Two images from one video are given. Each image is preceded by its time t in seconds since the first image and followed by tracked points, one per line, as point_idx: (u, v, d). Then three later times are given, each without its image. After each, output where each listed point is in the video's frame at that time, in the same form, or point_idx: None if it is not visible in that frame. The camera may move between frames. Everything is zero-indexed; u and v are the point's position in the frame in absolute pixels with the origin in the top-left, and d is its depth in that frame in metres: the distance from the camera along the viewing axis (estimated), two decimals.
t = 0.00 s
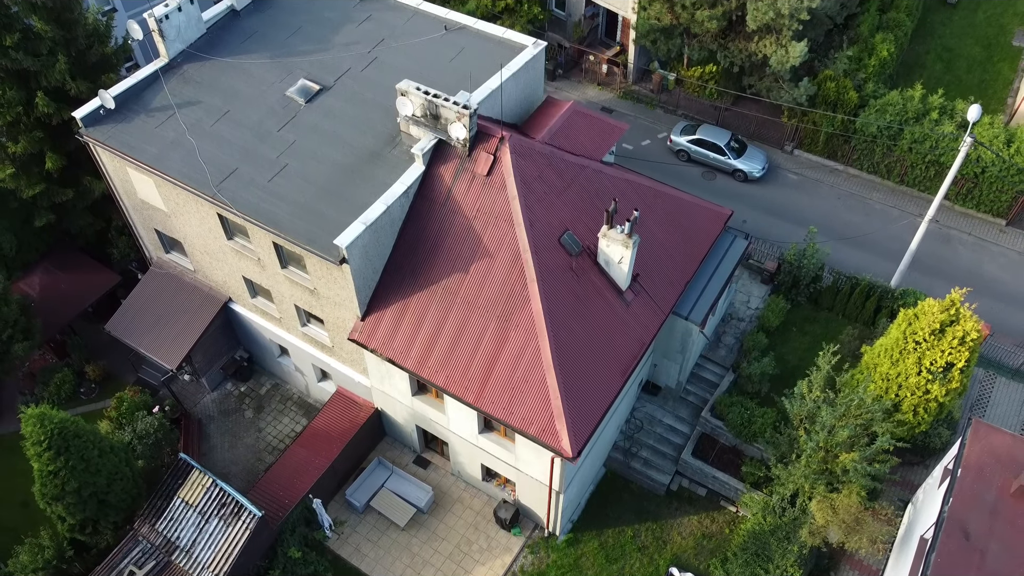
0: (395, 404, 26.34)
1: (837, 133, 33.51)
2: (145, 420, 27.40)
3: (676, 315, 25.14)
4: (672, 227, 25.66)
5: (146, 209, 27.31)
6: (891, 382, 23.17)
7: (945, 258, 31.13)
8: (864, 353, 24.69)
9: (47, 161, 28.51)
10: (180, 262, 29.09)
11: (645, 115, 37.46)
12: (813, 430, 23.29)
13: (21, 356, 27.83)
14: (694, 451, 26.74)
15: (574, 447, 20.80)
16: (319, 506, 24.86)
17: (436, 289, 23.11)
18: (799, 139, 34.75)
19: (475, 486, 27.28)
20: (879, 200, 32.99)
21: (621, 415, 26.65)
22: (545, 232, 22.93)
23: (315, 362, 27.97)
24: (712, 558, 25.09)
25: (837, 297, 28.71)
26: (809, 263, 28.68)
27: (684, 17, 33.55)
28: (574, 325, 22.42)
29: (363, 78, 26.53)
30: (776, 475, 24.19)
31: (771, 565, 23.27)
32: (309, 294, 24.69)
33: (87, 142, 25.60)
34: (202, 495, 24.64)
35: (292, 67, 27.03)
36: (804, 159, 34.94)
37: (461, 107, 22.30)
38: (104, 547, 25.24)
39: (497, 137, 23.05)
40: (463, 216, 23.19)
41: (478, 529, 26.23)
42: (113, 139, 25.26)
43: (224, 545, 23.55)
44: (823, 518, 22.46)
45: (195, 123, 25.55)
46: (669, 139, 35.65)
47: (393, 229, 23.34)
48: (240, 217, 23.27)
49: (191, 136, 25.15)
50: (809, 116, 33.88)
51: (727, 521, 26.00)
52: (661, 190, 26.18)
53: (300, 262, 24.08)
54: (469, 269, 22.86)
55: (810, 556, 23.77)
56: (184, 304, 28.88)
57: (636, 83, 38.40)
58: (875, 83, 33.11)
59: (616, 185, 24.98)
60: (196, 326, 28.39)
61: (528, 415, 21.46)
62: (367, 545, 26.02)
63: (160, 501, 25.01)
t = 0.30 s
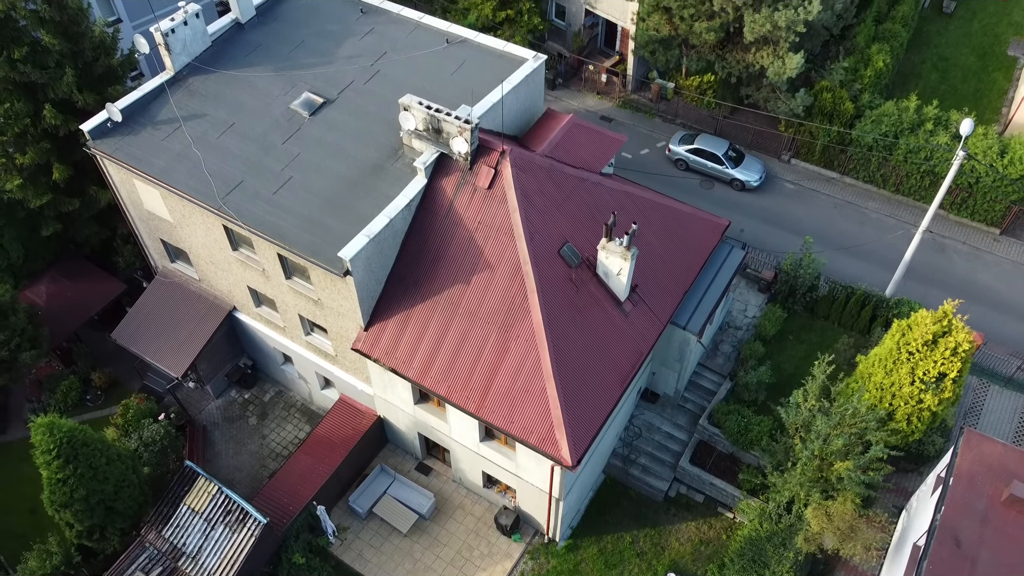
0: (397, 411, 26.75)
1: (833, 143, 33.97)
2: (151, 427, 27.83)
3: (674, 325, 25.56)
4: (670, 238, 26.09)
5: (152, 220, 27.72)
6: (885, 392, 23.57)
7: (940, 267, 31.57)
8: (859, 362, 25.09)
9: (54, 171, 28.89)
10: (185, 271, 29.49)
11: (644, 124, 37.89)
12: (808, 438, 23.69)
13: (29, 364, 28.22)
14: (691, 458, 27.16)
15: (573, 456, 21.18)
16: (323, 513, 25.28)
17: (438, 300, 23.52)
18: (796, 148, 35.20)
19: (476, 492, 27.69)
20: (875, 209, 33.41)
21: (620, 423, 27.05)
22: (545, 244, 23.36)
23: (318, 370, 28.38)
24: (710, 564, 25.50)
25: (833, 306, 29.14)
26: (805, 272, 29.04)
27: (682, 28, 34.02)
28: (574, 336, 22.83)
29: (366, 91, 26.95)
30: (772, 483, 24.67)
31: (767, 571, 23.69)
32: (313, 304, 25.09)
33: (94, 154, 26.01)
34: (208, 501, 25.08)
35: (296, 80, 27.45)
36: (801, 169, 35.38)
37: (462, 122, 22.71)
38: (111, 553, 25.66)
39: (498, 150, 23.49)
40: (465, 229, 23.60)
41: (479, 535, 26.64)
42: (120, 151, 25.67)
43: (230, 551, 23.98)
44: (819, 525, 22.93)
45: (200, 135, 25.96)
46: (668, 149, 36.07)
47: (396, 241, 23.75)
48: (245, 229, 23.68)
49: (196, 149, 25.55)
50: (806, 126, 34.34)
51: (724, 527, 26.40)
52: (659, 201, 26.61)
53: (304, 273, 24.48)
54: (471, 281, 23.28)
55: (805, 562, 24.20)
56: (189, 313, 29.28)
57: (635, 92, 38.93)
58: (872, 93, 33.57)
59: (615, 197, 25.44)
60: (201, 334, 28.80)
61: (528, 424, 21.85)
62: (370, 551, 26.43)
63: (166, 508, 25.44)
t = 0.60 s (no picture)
0: (401, 419, 27.16)
1: (830, 153, 34.43)
2: (158, 434, 28.25)
3: (673, 334, 25.98)
4: (669, 249, 26.52)
5: (159, 230, 28.13)
6: (880, 401, 23.97)
7: (936, 275, 31.99)
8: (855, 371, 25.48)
9: (62, 182, 29.29)
10: (191, 280, 29.90)
11: (643, 132, 38.31)
12: (805, 446, 24.09)
13: (37, 372, 28.63)
14: (690, 464, 27.58)
15: (574, 464, 21.57)
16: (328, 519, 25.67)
17: (441, 310, 23.94)
18: (794, 157, 35.64)
19: (478, 498, 28.10)
20: (872, 218, 33.83)
21: (620, 430, 27.44)
22: (547, 256, 23.78)
23: (323, 378, 28.80)
24: (708, 569, 25.91)
25: (830, 314, 29.55)
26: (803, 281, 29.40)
27: (681, 38, 34.49)
28: (575, 346, 23.24)
29: (370, 103, 27.37)
30: (769, 490, 25.09)
31: None
32: (318, 314, 25.49)
33: (102, 166, 26.42)
34: (216, 508, 25.51)
35: (301, 92, 27.87)
36: (799, 177, 35.80)
37: (465, 136, 23.13)
38: (119, 558, 26.09)
39: (500, 164, 23.93)
40: (467, 241, 24.03)
41: (481, 540, 27.06)
42: (129, 163, 26.09)
43: (237, 557, 24.40)
44: (815, 531, 23.36)
45: (207, 147, 26.38)
46: (668, 157, 36.48)
47: (400, 253, 24.16)
48: (252, 240, 24.07)
49: (203, 161, 25.97)
50: (804, 136, 34.78)
51: (722, 533, 26.80)
52: (658, 212, 27.02)
53: (310, 283, 24.88)
54: (473, 291, 23.70)
55: (802, 567, 24.61)
56: (195, 321, 29.70)
57: (635, 101, 39.25)
58: (868, 103, 33.99)
59: (616, 209, 25.88)
60: (207, 343, 29.22)
61: (530, 432, 22.25)
62: (374, 556, 26.85)
63: (174, 514, 25.88)
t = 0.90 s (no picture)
0: (404, 426, 27.57)
1: (827, 162, 34.90)
2: (165, 441, 28.65)
3: (672, 342, 26.39)
4: (668, 259, 26.93)
5: (166, 239, 28.56)
6: (876, 409, 24.39)
7: (932, 283, 32.41)
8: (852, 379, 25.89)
9: (70, 192, 29.73)
10: (197, 288, 30.32)
11: (643, 141, 38.74)
12: (802, 454, 24.50)
13: (46, 380, 29.03)
14: (689, 471, 27.98)
15: (575, 472, 21.99)
16: (333, 526, 26.09)
17: (444, 320, 24.36)
18: (793, 166, 36.08)
19: (480, 504, 28.52)
20: (869, 226, 34.26)
21: (620, 437, 27.85)
22: (548, 267, 24.19)
23: (327, 385, 29.21)
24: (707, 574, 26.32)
25: (827, 322, 29.97)
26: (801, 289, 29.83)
27: (681, 49, 35.03)
28: (576, 355, 23.65)
29: (374, 115, 27.79)
30: (767, 496, 25.49)
31: None
32: (323, 323, 25.91)
33: (111, 177, 26.84)
34: (222, 514, 25.92)
35: (306, 104, 28.30)
36: (797, 186, 36.23)
37: (468, 149, 23.55)
38: (127, 563, 26.49)
39: (502, 176, 24.36)
40: (470, 252, 24.45)
41: (483, 545, 27.47)
42: (137, 175, 26.51)
43: (243, 562, 24.83)
44: (812, 537, 23.81)
45: (214, 159, 26.80)
46: (667, 166, 36.90)
47: (403, 263, 24.58)
48: (258, 251, 24.48)
49: (210, 173, 26.39)
50: (802, 145, 35.23)
51: (721, 539, 27.20)
52: (658, 222, 27.43)
53: (315, 293, 25.30)
54: (476, 302, 24.13)
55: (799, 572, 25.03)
56: (201, 329, 30.13)
57: (635, 109, 39.89)
58: (866, 113, 34.41)
59: (616, 219, 26.29)
60: (213, 350, 29.63)
61: (532, 440, 22.66)
62: (378, 561, 27.27)
63: (181, 521, 26.29)
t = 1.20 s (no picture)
0: (407, 432, 27.97)
1: (824, 170, 35.34)
2: (171, 447, 29.04)
3: (671, 350, 26.79)
4: (667, 268, 27.34)
5: (172, 248, 28.96)
6: (871, 416, 24.76)
7: (928, 290, 32.82)
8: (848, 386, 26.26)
9: (77, 201, 30.15)
10: (202, 296, 30.71)
11: (643, 148, 39.13)
12: (798, 461, 24.87)
13: (53, 386, 29.44)
14: (688, 476, 28.38)
15: (575, 479, 22.38)
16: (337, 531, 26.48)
17: (447, 329, 24.76)
18: (790, 174, 36.50)
19: (482, 509, 28.91)
20: (866, 234, 34.66)
21: (620, 443, 28.24)
22: (548, 277, 24.59)
23: (330, 392, 29.60)
24: None
25: (824, 330, 30.38)
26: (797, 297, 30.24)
27: (680, 59, 35.47)
28: (576, 363, 24.05)
29: (377, 126, 28.19)
30: (764, 502, 25.84)
31: None
32: (327, 332, 26.29)
33: (118, 188, 27.25)
34: (228, 520, 26.30)
35: (310, 115, 28.70)
36: (794, 193, 36.65)
37: (469, 161, 23.90)
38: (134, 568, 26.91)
39: (503, 188, 24.77)
40: (472, 262, 24.84)
41: (484, 550, 27.87)
42: (143, 185, 26.91)
43: (249, 567, 25.24)
44: (808, 543, 24.19)
45: (219, 170, 27.20)
46: (667, 174, 37.29)
47: (406, 273, 24.97)
48: (263, 261, 24.88)
49: (216, 183, 26.79)
50: (800, 153, 35.65)
51: (719, 543, 27.59)
52: (656, 231, 27.85)
53: (319, 302, 25.70)
54: (477, 311, 24.53)
55: None
56: (206, 336, 30.53)
57: (634, 117, 40.41)
58: (862, 122, 34.83)
59: (615, 229, 26.70)
60: (218, 357, 30.03)
61: (533, 448, 23.05)
62: (380, 565, 27.67)
63: (188, 526, 26.69)
